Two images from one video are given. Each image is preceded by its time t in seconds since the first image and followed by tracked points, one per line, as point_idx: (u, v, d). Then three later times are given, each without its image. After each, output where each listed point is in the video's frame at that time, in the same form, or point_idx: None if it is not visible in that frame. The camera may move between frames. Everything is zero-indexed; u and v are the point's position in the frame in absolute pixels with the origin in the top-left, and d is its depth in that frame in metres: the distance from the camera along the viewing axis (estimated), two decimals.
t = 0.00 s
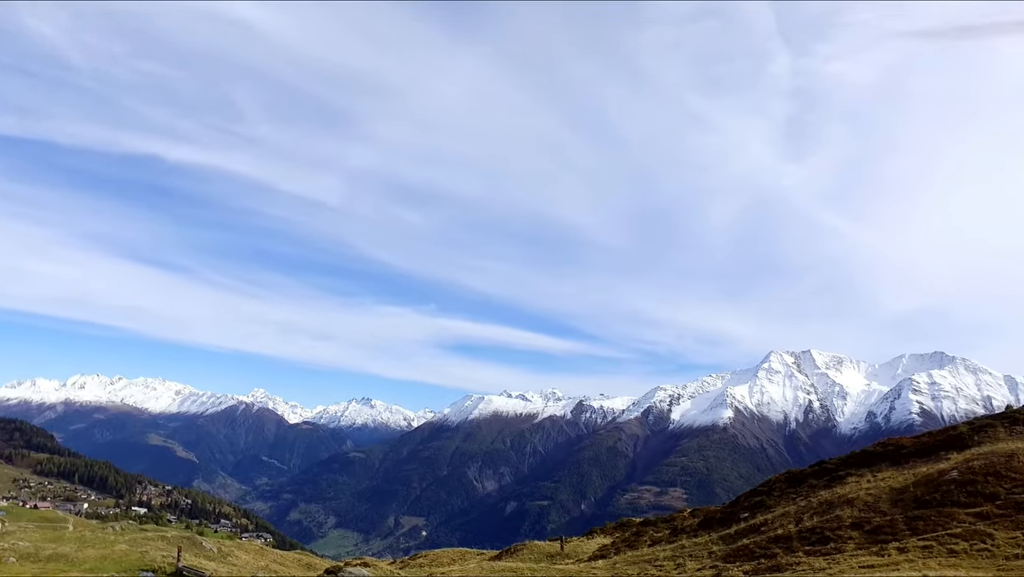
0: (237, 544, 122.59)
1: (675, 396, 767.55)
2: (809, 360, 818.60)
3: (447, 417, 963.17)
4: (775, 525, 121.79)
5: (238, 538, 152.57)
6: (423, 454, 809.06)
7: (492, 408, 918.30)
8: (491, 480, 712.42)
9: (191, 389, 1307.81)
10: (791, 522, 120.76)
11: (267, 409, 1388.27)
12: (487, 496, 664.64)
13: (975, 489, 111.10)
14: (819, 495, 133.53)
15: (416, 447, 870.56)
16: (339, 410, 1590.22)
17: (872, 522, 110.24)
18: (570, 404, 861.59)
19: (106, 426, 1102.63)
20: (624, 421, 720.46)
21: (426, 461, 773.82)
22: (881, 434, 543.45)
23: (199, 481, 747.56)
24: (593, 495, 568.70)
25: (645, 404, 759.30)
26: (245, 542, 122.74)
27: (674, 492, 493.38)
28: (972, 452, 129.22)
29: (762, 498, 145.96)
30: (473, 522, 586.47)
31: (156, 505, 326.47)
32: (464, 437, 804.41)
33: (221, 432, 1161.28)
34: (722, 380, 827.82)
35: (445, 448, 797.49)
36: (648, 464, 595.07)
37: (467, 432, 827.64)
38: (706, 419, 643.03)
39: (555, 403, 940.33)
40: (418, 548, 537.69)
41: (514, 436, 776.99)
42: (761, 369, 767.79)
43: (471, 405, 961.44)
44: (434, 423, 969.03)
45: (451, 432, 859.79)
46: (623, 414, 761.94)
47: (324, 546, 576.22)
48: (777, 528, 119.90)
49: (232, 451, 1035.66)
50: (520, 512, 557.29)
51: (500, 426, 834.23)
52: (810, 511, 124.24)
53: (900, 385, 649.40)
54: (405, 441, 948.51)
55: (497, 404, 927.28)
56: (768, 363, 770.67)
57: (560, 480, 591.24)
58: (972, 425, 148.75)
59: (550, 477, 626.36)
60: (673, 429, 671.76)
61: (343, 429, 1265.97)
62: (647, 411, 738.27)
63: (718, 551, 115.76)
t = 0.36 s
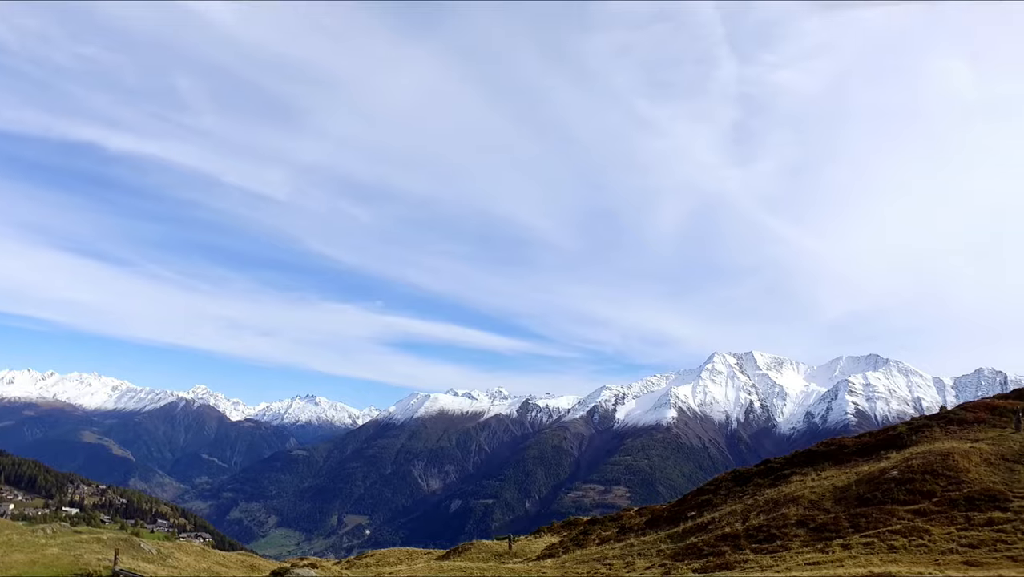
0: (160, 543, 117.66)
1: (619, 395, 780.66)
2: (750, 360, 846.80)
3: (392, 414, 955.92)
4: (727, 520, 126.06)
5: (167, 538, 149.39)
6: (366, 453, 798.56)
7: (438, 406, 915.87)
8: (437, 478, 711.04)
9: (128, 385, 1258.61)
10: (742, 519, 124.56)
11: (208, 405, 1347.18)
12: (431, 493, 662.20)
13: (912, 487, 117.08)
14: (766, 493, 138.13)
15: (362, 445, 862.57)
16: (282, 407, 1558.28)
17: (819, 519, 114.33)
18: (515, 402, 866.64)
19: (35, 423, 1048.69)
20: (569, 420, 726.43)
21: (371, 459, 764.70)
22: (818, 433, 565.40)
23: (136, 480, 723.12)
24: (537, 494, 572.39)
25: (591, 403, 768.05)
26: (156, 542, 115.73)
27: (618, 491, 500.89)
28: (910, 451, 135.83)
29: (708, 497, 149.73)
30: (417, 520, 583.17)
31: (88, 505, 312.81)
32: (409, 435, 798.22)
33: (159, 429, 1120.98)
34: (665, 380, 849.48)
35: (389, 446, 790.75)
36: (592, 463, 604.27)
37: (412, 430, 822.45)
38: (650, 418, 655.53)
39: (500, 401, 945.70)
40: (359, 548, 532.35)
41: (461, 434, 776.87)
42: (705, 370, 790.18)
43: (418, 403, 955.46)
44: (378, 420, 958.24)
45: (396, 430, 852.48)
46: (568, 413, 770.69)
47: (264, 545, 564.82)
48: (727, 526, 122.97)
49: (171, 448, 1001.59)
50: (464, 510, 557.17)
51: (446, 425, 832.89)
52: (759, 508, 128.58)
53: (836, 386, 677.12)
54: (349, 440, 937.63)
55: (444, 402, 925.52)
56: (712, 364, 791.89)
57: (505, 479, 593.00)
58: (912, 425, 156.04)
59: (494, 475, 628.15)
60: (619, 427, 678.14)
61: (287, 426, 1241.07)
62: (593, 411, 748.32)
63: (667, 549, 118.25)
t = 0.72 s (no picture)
0: (65, 554, 70.73)
1: (564, 394, 756.88)
2: (694, 361, 838.40)
3: (335, 411, 908.14)
4: (674, 519, 104.09)
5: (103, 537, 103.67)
6: (309, 450, 748.08)
7: (381, 403, 874.08)
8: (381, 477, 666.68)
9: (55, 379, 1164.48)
10: (689, 516, 102.98)
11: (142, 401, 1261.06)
12: (375, 492, 619.28)
13: (857, 485, 93.99)
14: (712, 491, 112.65)
15: (304, 443, 808.89)
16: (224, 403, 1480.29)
17: (767, 519, 92.20)
18: (460, 400, 833.72)
19: None
20: (514, 417, 699.14)
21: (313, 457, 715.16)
22: (757, 434, 558.02)
23: (63, 479, 657.28)
24: (482, 492, 539.33)
25: (535, 402, 739.21)
26: (55, 555, 68.10)
27: (562, 489, 473.78)
28: (855, 450, 109.47)
29: (655, 496, 122.29)
30: (360, 519, 542.25)
31: (11, 506, 262.26)
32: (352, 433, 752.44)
33: (91, 424, 1037.37)
34: (611, 379, 832.88)
35: (333, 444, 744.39)
36: (538, 461, 574.94)
37: (356, 428, 775.69)
38: (594, 417, 631.35)
39: (446, 399, 911.30)
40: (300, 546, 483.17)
41: (404, 432, 737.52)
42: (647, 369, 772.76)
43: (361, 400, 911.01)
44: (320, 417, 909.58)
45: (339, 427, 805.49)
46: (513, 412, 743.09)
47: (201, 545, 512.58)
48: (673, 524, 101.87)
49: (102, 444, 924.34)
50: (407, 509, 520.85)
51: (391, 422, 790.83)
52: (706, 506, 104.79)
53: (777, 386, 672.37)
54: (290, 437, 883.22)
55: (387, 399, 884.08)
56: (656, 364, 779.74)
57: (449, 476, 558.90)
58: (850, 424, 130.11)
59: (438, 473, 592.45)
60: (564, 425, 659.55)
61: (226, 423, 1172.86)
62: (537, 408, 716.97)
63: (616, 548, 99.70)
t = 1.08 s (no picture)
0: None
1: (511, 393, 756.49)
2: (638, 362, 851.86)
3: (280, 409, 884.91)
4: (624, 517, 101.91)
5: (29, 537, 90.51)
6: (252, 448, 725.28)
7: (327, 401, 856.55)
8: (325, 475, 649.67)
9: None
10: (640, 515, 100.87)
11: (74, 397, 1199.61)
12: (319, 490, 603.11)
13: (804, 483, 93.49)
14: (662, 489, 111.33)
15: (247, 440, 783.93)
16: (163, 400, 1425.03)
17: (718, 517, 90.79)
18: (407, 398, 823.91)
19: None
20: (460, 416, 694.57)
21: (256, 455, 692.88)
22: (701, 434, 569.28)
23: None
24: (427, 490, 530.81)
25: (481, 400, 735.76)
26: None
27: (507, 487, 469.75)
28: (801, 449, 109.37)
29: (606, 495, 120.11)
30: (303, 518, 527.02)
31: None
32: (296, 431, 731.99)
33: (19, 420, 979.85)
34: (558, 378, 837.33)
35: (276, 441, 723.25)
36: (483, 459, 568.95)
37: (300, 426, 756.03)
38: (540, 416, 630.61)
39: (393, 397, 899.67)
40: (242, 546, 465.11)
41: (350, 430, 721.85)
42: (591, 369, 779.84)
43: (307, 397, 890.52)
44: (264, 415, 885.07)
45: (283, 425, 783.63)
46: (460, 410, 738.62)
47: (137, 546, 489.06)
48: (625, 523, 99.43)
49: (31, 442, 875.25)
50: (352, 507, 508.54)
51: (336, 420, 774.34)
52: (657, 505, 102.88)
53: (720, 386, 687.84)
54: (233, 435, 855.32)
55: (333, 397, 867.00)
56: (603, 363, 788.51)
57: (394, 475, 548.80)
58: (796, 424, 130.65)
59: (383, 471, 581.19)
60: (510, 424, 657.92)
61: (166, 421, 1129.10)
62: (483, 407, 712.71)
63: (568, 546, 96.89)
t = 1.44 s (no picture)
0: None
1: (466, 391, 753.72)
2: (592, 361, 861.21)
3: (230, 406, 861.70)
4: (584, 516, 99.85)
5: None
6: (201, 446, 703.27)
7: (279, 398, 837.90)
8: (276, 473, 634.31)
9: None
10: (600, 514, 98.96)
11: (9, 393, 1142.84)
12: (270, 489, 588.67)
13: (761, 481, 93.00)
14: (621, 488, 109.88)
15: (195, 437, 760.27)
16: (106, 397, 1372.44)
17: (677, 515, 89.54)
18: (362, 396, 812.68)
19: None
20: (415, 414, 688.83)
21: (205, 453, 672.05)
22: (654, 433, 576.68)
23: None
24: (380, 489, 522.88)
25: (436, 399, 730.88)
26: None
27: (461, 486, 466.07)
28: (757, 449, 109.41)
29: (564, 494, 118.06)
30: (253, 517, 513.35)
31: None
32: (247, 428, 713.16)
33: None
34: (512, 377, 838.92)
35: (226, 438, 703.09)
36: (437, 458, 563.44)
37: (251, 423, 736.54)
38: (494, 415, 626.98)
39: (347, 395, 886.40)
40: (189, 546, 448.05)
41: (302, 428, 707.01)
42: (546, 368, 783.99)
43: (259, 394, 869.72)
44: (214, 413, 860.69)
45: (233, 422, 762.84)
46: (414, 408, 732.52)
47: (78, 547, 468.45)
48: (583, 522, 97.32)
49: None
50: (303, 506, 497.48)
51: (288, 417, 757.70)
52: (616, 505, 101.14)
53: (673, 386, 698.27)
54: (182, 433, 829.09)
55: (285, 394, 848.76)
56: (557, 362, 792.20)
57: (346, 473, 538.77)
58: (752, 424, 130.83)
59: (336, 470, 570.59)
60: (464, 422, 652.42)
61: (110, 418, 1087.28)
62: (438, 406, 708.09)
63: (526, 545, 94.26)
